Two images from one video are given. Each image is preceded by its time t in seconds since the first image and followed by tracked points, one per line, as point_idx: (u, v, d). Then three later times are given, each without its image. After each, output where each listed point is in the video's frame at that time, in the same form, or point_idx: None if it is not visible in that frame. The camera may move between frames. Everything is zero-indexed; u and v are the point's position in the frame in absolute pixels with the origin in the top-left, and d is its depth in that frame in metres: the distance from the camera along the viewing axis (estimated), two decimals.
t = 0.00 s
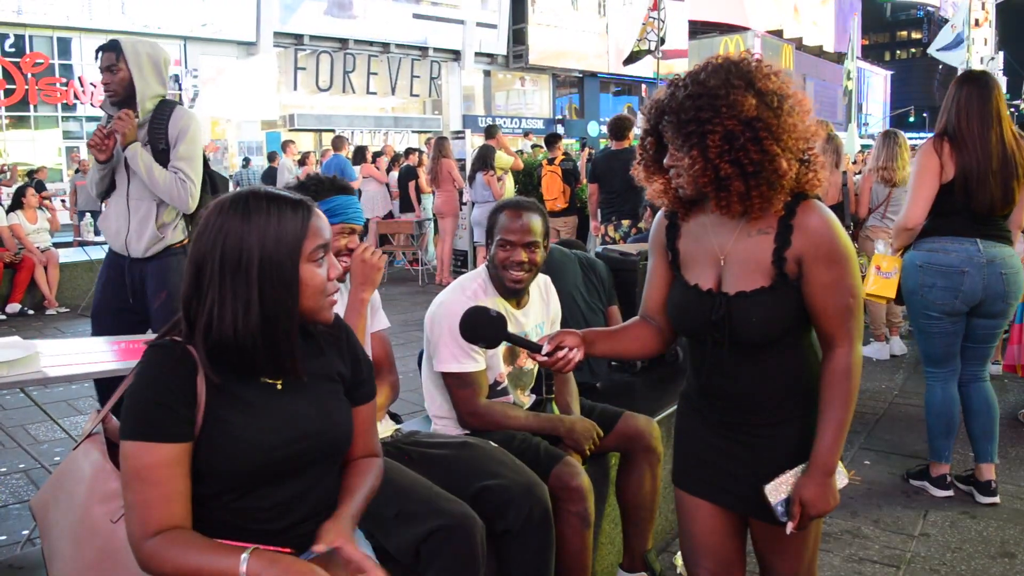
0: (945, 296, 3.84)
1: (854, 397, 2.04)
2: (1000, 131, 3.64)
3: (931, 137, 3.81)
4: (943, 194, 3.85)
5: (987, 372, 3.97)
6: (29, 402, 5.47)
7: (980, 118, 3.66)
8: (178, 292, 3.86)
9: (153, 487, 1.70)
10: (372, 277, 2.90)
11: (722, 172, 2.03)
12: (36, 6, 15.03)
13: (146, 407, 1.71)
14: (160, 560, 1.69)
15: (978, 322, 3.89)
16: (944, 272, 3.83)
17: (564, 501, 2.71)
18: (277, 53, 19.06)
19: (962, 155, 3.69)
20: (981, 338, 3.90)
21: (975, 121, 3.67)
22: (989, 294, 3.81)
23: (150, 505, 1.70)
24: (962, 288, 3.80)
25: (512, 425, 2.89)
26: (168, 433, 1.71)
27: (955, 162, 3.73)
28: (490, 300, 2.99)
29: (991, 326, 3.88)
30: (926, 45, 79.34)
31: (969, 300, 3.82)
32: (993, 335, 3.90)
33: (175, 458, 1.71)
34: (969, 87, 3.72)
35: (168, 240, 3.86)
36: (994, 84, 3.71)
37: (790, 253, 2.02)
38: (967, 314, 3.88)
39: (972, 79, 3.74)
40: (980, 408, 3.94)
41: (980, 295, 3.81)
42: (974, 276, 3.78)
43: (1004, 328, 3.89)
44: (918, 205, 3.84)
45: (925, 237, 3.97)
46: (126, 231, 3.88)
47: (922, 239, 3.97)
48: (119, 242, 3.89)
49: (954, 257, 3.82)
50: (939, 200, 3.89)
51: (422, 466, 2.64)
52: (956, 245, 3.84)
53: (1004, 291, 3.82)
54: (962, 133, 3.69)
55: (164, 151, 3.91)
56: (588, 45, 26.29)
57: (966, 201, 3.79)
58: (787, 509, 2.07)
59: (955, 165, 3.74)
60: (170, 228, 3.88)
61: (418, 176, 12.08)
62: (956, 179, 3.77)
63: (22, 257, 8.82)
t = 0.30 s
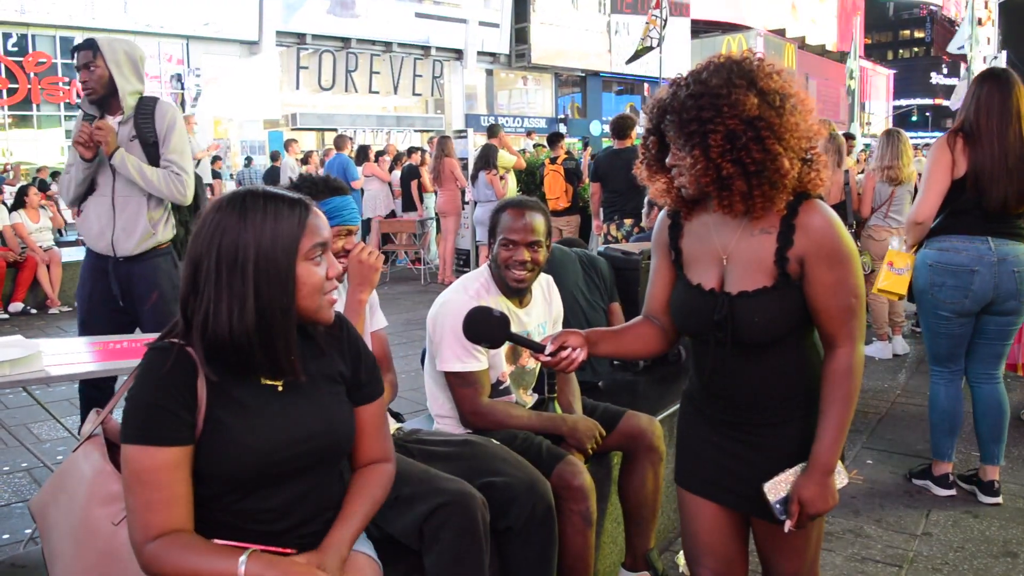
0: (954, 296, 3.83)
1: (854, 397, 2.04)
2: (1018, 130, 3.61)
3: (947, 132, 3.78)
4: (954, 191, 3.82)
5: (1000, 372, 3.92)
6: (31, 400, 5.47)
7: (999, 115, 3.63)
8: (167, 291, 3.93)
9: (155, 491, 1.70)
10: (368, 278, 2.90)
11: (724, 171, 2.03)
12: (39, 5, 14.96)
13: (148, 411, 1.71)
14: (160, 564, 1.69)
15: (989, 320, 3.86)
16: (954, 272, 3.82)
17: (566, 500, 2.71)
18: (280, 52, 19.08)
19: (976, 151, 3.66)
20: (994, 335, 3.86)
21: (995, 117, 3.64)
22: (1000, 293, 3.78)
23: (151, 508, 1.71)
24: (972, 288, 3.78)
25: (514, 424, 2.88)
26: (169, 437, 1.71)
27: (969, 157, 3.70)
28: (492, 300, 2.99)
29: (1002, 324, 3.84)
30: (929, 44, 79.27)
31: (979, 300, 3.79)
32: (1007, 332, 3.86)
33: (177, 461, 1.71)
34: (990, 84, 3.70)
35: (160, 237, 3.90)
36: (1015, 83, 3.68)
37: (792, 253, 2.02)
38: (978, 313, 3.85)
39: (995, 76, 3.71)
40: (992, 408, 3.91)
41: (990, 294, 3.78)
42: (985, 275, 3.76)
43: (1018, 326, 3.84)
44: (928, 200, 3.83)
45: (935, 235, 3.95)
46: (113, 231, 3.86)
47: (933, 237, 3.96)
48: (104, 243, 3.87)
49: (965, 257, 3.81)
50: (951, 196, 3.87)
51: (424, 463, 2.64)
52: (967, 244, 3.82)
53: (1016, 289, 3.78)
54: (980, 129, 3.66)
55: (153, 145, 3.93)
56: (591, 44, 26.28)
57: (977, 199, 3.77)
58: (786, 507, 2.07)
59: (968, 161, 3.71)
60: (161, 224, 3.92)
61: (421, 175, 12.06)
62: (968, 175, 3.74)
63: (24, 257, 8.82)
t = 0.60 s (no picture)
0: (961, 300, 3.81)
1: (854, 396, 2.03)
2: None
3: (962, 132, 3.77)
4: (968, 191, 3.80)
5: (1009, 373, 3.90)
6: (32, 400, 5.48)
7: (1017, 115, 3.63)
8: (142, 292, 3.92)
9: (154, 492, 1.70)
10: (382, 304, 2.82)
11: (736, 143, 2.03)
12: (39, 5, 14.95)
13: (147, 414, 1.71)
14: (157, 565, 1.69)
15: (1000, 319, 3.83)
16: (960, 276, 3.80)
17: (566, 500, 2.71)
18: (280, 51, 19.10)
19: (992, 150, 3.65)
20: (1005, 335, 3.84)
21: (1014, 118, 3.64)
22: (1008, 296, 3.75)
23: (150, 509, 1.71)
24: (978, 292, 3.76)
25: (513, 424, 2.87)
26: (169, 439, 1.71)
27: (984, 156, 3.69)
28: (494, 300, 3.00)
29: (1013, 323, 3.81)
30: (930, 44, 79.24)
31: (986, 304, 3.78)
32: (1017, 332, 3.83)
33: (177, 462, 1.72)
34: (1008, 85, 3.69)
35: (133, 236, 3.90)
36: None
37: (790, 252, 2.02)
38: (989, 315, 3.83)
39: (1012, 77, 3.70)
40: (998, 408, 3.91)
41: (997, 298, 3.76)
42: (991, 280, 3.74)
43: None
44: (942, 199, 3.81)
45: (948, 236, 3.91)
46: (84, 229, 3.85)
47: (945, 238, 3.92)
48: (74, 242, 3.85)
49: (971, 262, 3.79)
50: (964, 196, 3.84)
51: (424, 465, 2.64)
52: (974, 248, 3.80)
53: None
54: (997, 129, 3.65)
55: (124, 142, 3.91)
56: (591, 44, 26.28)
57: (992, 199, 3.73)
58: (786, 508, 2.07)
59: (983, 161, 3.70)
60: (135, 223, 3.93)
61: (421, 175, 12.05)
62: (983, 175, 3.72)
63: (25, 256, 8.82)
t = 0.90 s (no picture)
0: (975, 303, 3.79)
1: (852, 397, 2.03)
2: None
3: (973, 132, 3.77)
4: (982, 191, 3.77)
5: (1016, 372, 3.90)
6: (31, 401, 5.48)
7: None
8: (123, 294, 3.96)
9: (152, 493, 1.70)
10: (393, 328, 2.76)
11: (744, 151, 2.03)
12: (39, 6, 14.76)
13: (149, 416, 1.71)
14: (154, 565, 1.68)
15: (1010, 319, 3.82)
16: (975, 280, 3.77)
17: (566, 500, 2.71)
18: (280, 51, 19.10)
19: (1007, 148, 3.65)
20: (1014, 335, 3.83)
21: None
22: (1021, 299, 3.75)
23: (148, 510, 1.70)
24: (991, 296, 3.75)
25: (513, 425, 2.87)
26: (170, 441, 1.71)
27: (999, 154, 3.68)
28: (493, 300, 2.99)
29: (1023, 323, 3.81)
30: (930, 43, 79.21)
31: (998, 306, 3.77)
32: None
33: (177, 464, 1.72)
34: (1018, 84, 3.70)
35: (116, 237, 3.92)
36: None
37: (796, 248, 2.02)
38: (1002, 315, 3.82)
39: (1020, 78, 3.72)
40: (1004, 407, 3.89)
41: (1010, 301, 3.76)
42: (1006, 284, 3.72)
43: None
44: (956, 199, 3.77)
45: (960, 237, 3.89)
46: (65, 228, 3.83)
47: (957, 239, 3.89)
48: (54, 242, 3.82)
49: (987, 265, 3.75)
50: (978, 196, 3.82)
51: (423, 467, 2.64)
52: (989, 251, 3.77)
53: None
54: (1010, 128, 3.65)
55: (108, 142, 3.90)
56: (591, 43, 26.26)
57: (1008, 199, 3.70)
58: (780, 506, 2.07)
59: (998, 159, 3.68)
60: (117, 224, 3.95)
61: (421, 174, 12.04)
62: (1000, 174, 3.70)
63: (25, 257, 8.81)
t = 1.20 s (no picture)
0: (977, 301, 3.78)
1: (853, 397, 2.03)
2: None
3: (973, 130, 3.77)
4: (984, 190, 3.77)
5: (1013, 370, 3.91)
6: (31, 402, 5.48)
7: None
8: (127, 291, 3.99)
9: (150, 494, 1.70)
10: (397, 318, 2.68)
11: (744, 157, 2.03)
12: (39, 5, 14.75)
13: (148, 418, 1.71)
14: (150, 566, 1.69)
15: (1009, 317, 3.82)
16: (979, 278, 3.76)
17: (566, 499, 2.71)
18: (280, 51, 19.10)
19: (1008, 145, 3.65)
20: (1012, 332, 3.84)
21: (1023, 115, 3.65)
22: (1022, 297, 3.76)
23: (146, 511, 1.71)
24: (995, 294, 3.74)
25: (515, 424, 2.87)
26: (169, 443, 1.71)
27: (1001, 153, 3.67)
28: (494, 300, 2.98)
29: (1022, 320, 3.82)
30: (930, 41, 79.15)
31: (1000, 304, 3.77)
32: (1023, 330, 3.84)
33: (174, 466, 1.72)
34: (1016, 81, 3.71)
35: (118, 236, 3.96)
36: None
37: (799, 249, 2.02)
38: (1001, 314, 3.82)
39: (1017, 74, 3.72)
40: (1004, 406, 3.89)
41: (1011, 299, 3.76)
42: (1009, 281, 3.73)
43: None
44: (959, 198, 3.77)
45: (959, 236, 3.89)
46: (67, 229, 3.81)
47: (956, 239, 3.90)
48: (55, 243, 3.79)
49: (990, 263, 3.75)
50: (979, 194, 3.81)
51: (425, 466, 2.64)
52: (991, 249, 3.77)
53: None
54: (1010, 126, 3.65)
55: (105, 143, 3.92)
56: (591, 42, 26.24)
57: (1011, 196, 3.70)
58: (783, 506, 2.07)
59: (1000, 156, 3.68)
60: (116, 224, 3.98)
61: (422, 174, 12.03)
62: (1003, 172, 3.70)
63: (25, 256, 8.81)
